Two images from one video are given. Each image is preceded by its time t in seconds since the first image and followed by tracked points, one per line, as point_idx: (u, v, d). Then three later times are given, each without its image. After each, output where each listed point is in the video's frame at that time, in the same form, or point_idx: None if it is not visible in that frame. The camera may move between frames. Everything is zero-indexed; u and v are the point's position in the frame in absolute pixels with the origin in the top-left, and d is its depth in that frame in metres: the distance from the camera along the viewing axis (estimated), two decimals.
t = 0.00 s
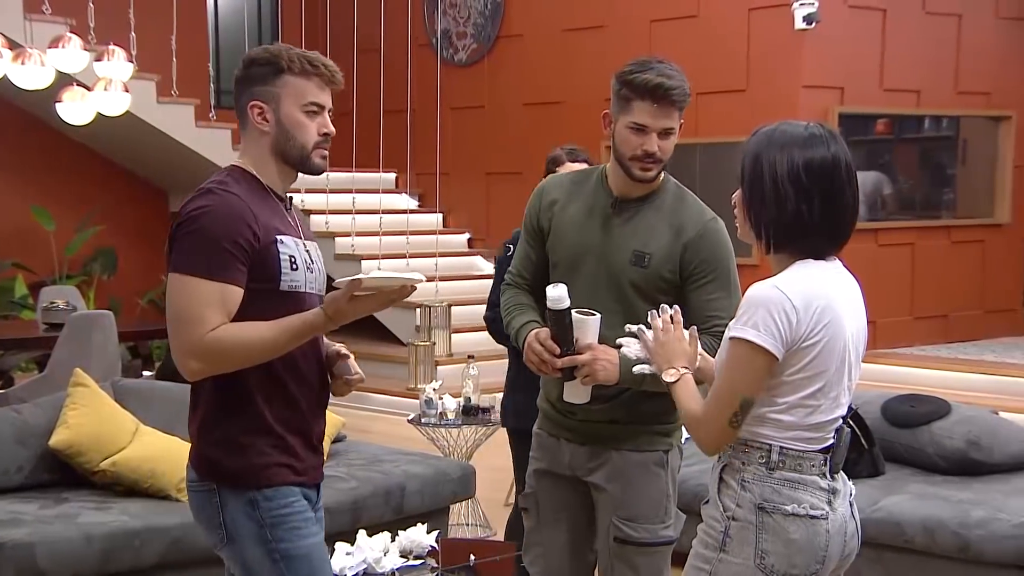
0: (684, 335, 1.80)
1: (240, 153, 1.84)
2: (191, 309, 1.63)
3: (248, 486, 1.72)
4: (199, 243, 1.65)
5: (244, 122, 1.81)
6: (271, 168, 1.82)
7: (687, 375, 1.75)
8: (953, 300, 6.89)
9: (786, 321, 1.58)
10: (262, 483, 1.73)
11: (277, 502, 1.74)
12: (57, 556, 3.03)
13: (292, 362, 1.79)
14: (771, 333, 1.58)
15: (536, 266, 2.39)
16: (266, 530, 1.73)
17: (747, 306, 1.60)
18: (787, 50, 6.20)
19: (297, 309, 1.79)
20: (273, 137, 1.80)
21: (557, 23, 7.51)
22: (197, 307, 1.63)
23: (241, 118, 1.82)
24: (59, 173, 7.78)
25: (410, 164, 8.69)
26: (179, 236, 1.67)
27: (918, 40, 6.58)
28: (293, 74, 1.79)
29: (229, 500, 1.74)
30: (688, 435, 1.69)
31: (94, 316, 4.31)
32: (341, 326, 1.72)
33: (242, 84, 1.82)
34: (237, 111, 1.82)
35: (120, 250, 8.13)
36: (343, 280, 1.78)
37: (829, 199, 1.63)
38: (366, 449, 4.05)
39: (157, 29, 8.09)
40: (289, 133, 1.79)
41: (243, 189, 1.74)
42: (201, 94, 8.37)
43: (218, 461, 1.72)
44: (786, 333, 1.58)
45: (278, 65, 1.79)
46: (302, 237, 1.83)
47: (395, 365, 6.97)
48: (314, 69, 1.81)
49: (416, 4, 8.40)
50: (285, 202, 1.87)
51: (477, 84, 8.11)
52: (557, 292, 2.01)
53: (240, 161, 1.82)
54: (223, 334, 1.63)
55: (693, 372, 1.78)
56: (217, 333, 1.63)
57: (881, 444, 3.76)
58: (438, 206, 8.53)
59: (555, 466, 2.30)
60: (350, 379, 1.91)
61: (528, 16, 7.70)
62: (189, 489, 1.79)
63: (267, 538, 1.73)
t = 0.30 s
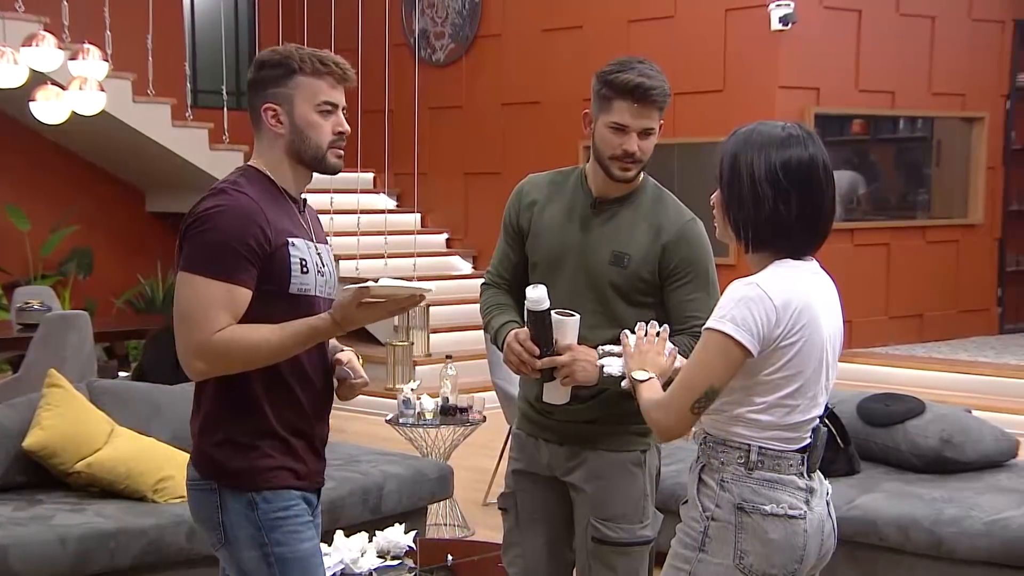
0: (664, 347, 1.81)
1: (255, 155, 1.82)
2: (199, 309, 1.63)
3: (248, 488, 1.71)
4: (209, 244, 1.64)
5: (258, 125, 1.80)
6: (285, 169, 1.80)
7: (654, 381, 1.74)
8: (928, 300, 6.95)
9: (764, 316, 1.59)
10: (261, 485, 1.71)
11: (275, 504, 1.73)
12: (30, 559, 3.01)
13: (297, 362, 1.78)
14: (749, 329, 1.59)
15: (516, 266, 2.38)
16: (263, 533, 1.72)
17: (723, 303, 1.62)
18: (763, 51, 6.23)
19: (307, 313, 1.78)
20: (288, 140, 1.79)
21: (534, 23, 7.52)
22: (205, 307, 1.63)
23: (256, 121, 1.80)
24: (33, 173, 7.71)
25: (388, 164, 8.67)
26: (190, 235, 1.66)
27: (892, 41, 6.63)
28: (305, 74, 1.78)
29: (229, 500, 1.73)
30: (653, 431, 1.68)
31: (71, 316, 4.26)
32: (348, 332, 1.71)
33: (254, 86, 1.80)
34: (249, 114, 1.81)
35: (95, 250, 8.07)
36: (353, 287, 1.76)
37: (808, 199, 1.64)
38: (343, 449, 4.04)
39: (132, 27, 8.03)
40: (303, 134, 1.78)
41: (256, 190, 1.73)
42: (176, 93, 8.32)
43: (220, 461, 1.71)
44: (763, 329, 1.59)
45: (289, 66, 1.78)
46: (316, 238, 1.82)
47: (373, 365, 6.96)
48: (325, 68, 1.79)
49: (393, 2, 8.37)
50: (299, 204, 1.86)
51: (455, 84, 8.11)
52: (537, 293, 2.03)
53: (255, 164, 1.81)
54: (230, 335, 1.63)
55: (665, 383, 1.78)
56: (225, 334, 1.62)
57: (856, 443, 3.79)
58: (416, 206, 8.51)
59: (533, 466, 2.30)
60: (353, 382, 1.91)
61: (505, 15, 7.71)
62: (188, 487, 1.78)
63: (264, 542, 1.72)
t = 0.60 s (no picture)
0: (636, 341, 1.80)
1: (265, 155, 1.81)
2: (224, 318, 1.62)
3: (283, 491, 1.73)
4: (231, 251, 1.64)
5: (269, 126, 1.79)
6: (300, 169, 1.79)
7: (642, 381, 1.75)
8: (903, 300, 7.01)
9: (741, 316, 1.60)
10: (296, 488, 1.74)
11: (310, 508, 1.75)
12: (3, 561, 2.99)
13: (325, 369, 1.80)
14: (726, 329, 1.60)
15: (495, 266, 2.38)
16: (295, 536, 1.74)
17: (702, 304, 1.62)
18: (740, 51, 6.26)
19: (328, 317, 1.78)
20: (302, 139, 1.78)
21: (511, 22, 7.53)
22: (230, 316, 1.62)
23: (266, 121, 1.79)
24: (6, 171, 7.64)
25: (366, 164, 8.65)
26: (211, 243, 1.66)
27: (867, 42, 6.68)
28: (312, 70, 1.78)
29: (260, 503, 1.74)
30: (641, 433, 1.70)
31: (45, 316, 4.22)
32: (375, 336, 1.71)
33: (259, 86, 1.79)
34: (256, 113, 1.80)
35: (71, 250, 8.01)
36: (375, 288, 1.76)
37: (784, 198, 1.65)
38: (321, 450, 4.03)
39: (107, 25, 7.97)
40: (317, 131, 1.77)
41: (273, 195, 1.73)
42: (152, 92, 8.28)
43: (255, 463, 1.73)
44: (740, 329, 1.60)
45: (296, 63, 1.77)
46: (330, 240, 1.82)
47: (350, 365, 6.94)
48: (331, 62, 1.79)
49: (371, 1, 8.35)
50: (313, 203, 1.85)
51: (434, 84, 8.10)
52: (520, 293, 2.02)
53: (267, 165, 1.80)
54: (257, 344, 1.62)
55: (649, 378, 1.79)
56: (251, 343, 1.62)
57: (832, 442, 3.81)
58: (394, 206, 8.49)
59: (510, 465, 2.31)
60: (377, 382, 1.88)
61: (483, 15, 7.71)
62: (212, 491, 1.78)
63: (297, 546, 1.74)
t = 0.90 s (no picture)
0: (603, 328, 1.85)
1: (275, 153, 1.81)
2: (251, 322, 1.63)
3: (314, 497, 1.76)
4: (254, 253, 1.64)
5: (280, 123, 1.78)
6: (310, 169, 1.80)
7: (638, 368, 1.79)
8: (891, 300, 7.04)
9: (730, 321, 1.61)
10: (328, 494, 1.77)
11: (340, 516, 1.78)
12: None
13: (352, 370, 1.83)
14: (715, 333, 1.60)
15: (484, 267, 2.36)
16: (323, 543, 1.77)
17: (689, 308, 1.63)
18: (727, 51, 6.27)
19: (348, 316, 1.79)
20: (313, 139, 1.78)
21: (500, 23, 7.53)
22: (257, 320, 1.63)
23: (278, 118, 1.79)
24: None
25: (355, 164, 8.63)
26: (232, 246, 1.66)
27: (854, 44, 6.71)
28: (331, 71, 1.78)
29: (289, 509, 1.76)
30: (641, 435, 1.70)
31: (31, 317, 4.20)
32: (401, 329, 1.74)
33: (274, 83, 1.79)
34: (270, 109, 1.80)
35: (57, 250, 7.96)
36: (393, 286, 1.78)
37: (771, 200, 1.66)
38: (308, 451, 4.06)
39: (93, 26, 7.93)
40: (329, 133, 1.78)
41: (289, 194, 1.73)
42: (139, 92, 8.24)
43: (289, 468, 1.75)
44: (729, 332, 1.61)
45: (315, 62, 1.77)
46: (343, 237, 1.82)
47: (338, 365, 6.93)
48: (351, 65, 1.80)
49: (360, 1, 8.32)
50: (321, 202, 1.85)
51: (422, 84, 8.10)
52: (524, 289, 2.02)
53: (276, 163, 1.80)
54: (285, 347, 1.63)
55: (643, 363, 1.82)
56: (279, 346, 1.63)
57: (819, 442, 3.82)
58: (382, 206, 8.48)
59: (498, 467, 2.30)
60: (396, 379, 1.91)
61: (471, 16, 7.71)
62: (238, 494, 1.81)
63: (321, 552, 1.77)
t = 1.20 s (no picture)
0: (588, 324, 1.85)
1: (283, 152, 1.81)
2: (263, 325, 1.63)
3: (314, 506, 1.78)
4: (265, 256, 1.65)
5: (289, 122, 1.79)
6: (316, 171, 1.80)
7: (624, 363, 1.80)
8: (876, 301, 7.07)
9: (716, 321, 1.61)
10: (328, 504, 1.79)
11: (340, 524, 1.81)
12: None
13: (353, 373, 1.85)
14: (701, 334, 1.61)
15: (473, 268, 2.34)
16: (323, 550, 1.80)
17: (677, 307, 1.64)
18: (713, 52, 6.28)
19: (353, 320, 1.80)
20: (321, 141, 1.79)
21: (486, 23, 7.53)
22: (269, 323, 1.63)
23: (286, 118, 1.79)
24: None
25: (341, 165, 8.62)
26: (242, 249, 1.66)
27: (838, 46, 6.73)
28: (343, 74, 1.78)
29: (289, 517, 1.79)
30: (633, 437, 1.71)
31: (16, 318, 4.18)
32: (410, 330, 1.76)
33: (285, 82, 1.79)
34: (279, 108, 1.80)
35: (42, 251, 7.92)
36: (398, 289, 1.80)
37: (758, 201, 1.66)
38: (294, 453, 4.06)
39: (79, 26, 7.89)
40: (337, 136, 1.79)
41: (296, 197, 1.74)
42: (125, 93, 8.21)
43: (290, 478, 1.77)
44: (715, 333, 1.61)
45: (327, 64, 1.77)
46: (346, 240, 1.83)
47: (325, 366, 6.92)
48: (363, 69, 1.80)
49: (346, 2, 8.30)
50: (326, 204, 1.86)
51: (409, 84, 8.09)
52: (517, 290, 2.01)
53: (283, 163, 1.80)
54: (297, 350, 1.64)
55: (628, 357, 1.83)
56: (291, 349, 1.64)
57: (805, 442, 3.84)
58: (369, 207, 8.47)
59: (487, 467, 2.30)
60: (398, 386, 1.92)
61: (458, 17, 7.70)
62: (239, 502, 1.82)
63: (320, 561, 1.80)
